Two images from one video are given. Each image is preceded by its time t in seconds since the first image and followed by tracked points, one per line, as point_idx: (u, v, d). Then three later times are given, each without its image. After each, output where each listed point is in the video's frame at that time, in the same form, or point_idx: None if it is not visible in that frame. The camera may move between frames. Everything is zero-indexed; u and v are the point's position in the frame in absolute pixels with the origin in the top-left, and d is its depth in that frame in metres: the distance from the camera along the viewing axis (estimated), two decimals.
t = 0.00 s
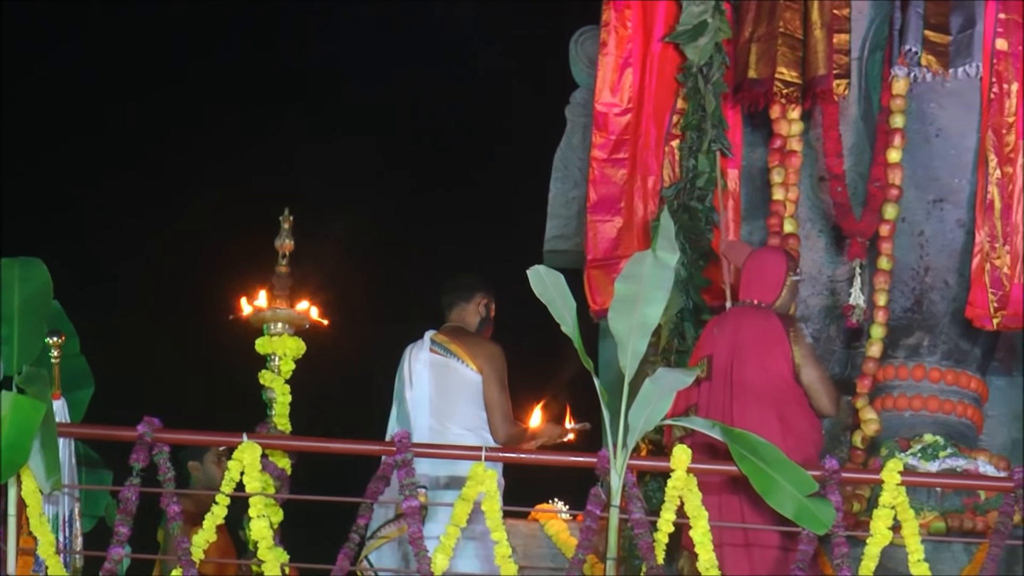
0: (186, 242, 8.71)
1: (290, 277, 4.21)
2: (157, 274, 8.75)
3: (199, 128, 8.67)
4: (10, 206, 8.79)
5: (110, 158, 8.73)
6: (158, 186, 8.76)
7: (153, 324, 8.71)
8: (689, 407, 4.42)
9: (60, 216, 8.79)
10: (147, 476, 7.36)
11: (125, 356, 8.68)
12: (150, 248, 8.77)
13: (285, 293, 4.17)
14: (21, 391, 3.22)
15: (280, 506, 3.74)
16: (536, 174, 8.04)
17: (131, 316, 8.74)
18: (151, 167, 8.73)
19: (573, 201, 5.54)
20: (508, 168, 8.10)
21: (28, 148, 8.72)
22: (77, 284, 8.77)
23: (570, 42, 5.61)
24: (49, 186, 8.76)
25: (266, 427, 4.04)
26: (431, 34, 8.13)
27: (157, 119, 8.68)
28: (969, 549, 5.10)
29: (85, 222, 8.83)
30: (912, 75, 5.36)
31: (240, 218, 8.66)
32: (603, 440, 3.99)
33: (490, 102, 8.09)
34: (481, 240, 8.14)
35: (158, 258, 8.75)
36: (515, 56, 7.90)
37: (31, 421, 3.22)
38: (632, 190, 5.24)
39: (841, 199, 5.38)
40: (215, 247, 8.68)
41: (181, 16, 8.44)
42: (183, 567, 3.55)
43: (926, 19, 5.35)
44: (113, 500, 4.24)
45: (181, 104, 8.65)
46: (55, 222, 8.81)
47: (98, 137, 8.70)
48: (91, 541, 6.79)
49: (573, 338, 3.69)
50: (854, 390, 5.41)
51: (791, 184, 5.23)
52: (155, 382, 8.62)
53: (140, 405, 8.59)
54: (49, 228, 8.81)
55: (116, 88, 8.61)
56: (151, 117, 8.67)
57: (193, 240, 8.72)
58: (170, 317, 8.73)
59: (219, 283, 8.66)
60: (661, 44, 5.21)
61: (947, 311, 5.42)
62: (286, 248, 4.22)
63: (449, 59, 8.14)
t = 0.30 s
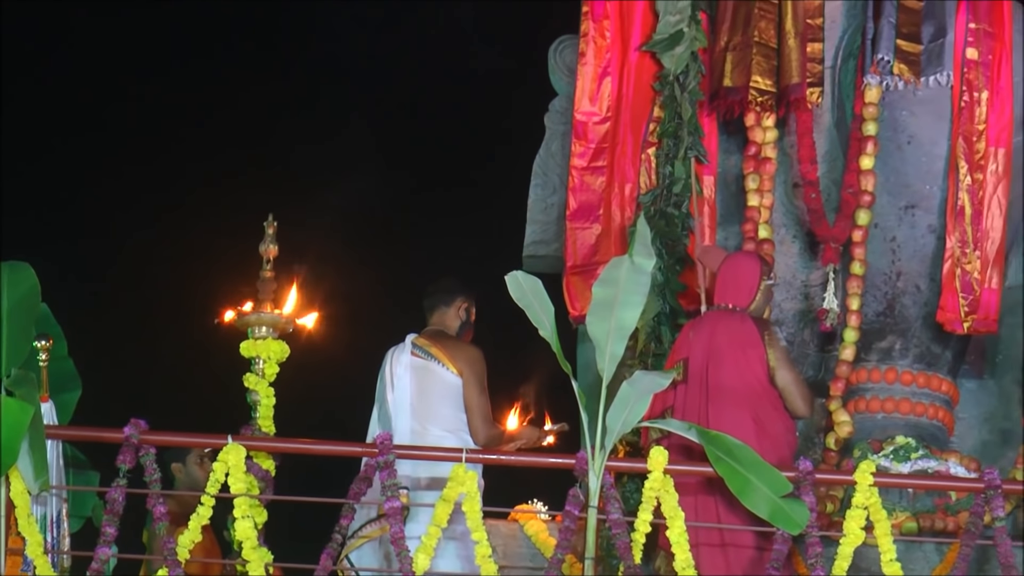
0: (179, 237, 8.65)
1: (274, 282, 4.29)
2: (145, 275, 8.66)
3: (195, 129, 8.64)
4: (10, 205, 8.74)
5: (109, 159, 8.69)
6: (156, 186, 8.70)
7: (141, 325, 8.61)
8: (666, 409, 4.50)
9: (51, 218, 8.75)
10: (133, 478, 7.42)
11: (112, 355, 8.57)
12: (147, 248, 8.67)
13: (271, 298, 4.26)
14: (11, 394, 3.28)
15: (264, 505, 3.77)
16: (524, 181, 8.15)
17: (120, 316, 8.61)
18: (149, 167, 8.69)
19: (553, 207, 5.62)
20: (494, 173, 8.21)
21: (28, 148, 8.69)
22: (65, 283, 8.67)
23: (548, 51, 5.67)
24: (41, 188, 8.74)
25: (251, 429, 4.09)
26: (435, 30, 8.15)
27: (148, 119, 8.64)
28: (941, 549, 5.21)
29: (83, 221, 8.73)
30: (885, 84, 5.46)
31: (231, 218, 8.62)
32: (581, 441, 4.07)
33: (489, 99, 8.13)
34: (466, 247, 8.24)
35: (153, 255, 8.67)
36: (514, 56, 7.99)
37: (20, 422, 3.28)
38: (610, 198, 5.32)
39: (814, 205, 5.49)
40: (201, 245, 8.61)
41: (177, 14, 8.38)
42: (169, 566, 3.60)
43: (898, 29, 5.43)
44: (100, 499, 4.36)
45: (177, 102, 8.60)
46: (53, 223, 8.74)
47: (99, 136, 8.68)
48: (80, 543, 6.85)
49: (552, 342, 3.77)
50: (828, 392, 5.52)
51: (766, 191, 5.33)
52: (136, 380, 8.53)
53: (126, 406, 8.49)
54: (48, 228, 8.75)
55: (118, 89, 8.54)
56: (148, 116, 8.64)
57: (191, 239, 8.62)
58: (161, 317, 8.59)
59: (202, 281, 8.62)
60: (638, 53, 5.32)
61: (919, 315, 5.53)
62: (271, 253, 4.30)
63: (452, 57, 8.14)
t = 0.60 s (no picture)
0: (181, 232, 8.64)
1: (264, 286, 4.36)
2: (143, 272, 8.64)
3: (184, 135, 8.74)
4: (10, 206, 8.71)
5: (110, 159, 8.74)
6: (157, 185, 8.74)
7: (140, 324, 8.57)
8: (649, 411, 4.60)
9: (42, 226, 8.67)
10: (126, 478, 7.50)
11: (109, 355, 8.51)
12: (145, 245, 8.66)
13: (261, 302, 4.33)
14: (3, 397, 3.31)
15: (255, 506, 3.83)
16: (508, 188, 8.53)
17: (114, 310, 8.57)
18: (148, 167, 8.73)
19: (537, 213, 5.71)
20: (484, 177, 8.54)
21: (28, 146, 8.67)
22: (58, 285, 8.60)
23: (533, 60, 5.77)
24: (40, 187, 8.69)
25: (241, 432, 4.17)
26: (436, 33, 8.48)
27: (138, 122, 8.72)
28: (919, 549, 5.29)
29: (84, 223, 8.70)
30: (864, 91, 5.56)
31: (229, 214, 8.66)
32: (565, 443, 4.15)
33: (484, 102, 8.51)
34: (466, 247, 8.51)
35: (157, 251, 8.64)
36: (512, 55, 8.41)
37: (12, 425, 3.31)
38: (595, 205, 5.42)
39: (795, 211, 5.57)
40: (193, 240, 8.63)
41: (176, 14, 8.62)
42: (160, 566, 3.68)
43: (878, 38, 5.54)
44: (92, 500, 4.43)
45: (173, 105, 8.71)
46: (53, 223, 8.68)
47: (97, 135, 8.71)
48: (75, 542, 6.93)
49: (537, 345, 3.86)
50: (808, 395, 5.61)
51: (748, 197, 5.42)
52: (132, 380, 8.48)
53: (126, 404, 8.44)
54: (48, 228, 8.68)
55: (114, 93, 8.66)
56: (141, 118, 8.72)
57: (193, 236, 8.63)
58: (159, 318, 8.57)
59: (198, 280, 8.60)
60: (622, 62, 5.42)
61: (897, 320, 5.59)
62: (260, 258, 4.37)
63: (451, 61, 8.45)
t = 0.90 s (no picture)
0: (179, 233, 8.76)
1: (258, 288, 4.48)
2: (143, 272, 8.75)
3: (179, 136, 8.86)
4: (10, 206, 8.82)
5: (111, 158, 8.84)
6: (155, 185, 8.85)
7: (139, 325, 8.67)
8: (636, 412, 4.70)
9: (42, 224, 8.78)
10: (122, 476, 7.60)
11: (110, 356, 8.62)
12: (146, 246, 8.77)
13: (254, 304, 4.46)
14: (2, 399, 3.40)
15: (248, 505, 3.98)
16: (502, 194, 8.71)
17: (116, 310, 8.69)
18: (147, 165, 8.84)
19: (526, 217, 5.83)
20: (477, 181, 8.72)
21: (28, 147, 8.80)
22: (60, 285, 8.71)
23: (522, 67, 5.86)
24: (41, 187, 8.81)
25: (235, 432, 4.24)
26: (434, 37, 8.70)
27: (137, 122, 8.85)
28: (900, 546, 5.36)
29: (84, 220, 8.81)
30: (846, 98, 5.68)
31: (226, 216, 8.74)
32: (554, 442, 4.26)
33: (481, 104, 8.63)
34: (463, 248, 8.60)
35: (155, 251, 8.75)
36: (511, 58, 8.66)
37: (11, 427, 3.40)
38: (583, 210, 5.53)
39: (778, 215, 5.69)
40: (193, 242, 8.76)
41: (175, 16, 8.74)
42: (155, 564, 3.76)
43: (859, 45, 5.66)
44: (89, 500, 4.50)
45: (172, 105, 8.84)
46: (54, 223, 8.79)
47: (98, 136, 8.84)
48: (70, 541, 7.02)
49: (526, 346, 3.96)
50: (791, 395, 5.73)
51: (732, 201, 5.51)
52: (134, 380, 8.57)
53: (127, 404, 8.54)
54: (48, 228, 8.79)
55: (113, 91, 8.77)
56: (141, 118, 8.85)
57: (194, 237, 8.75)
58: (155, 318, 8.67)
59: (198, 282, 8.70)
60: (609, 70, 5.52)
61: (879, 321, 5.70)
62: (254, 261, 4.45)
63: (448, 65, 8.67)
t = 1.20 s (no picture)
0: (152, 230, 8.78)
1: (233, 288, 4.57)
2: (116, 269, 8.75)
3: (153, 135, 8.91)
4: None
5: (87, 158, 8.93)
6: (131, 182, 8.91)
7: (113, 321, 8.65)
8: (605, 409, 4.79)
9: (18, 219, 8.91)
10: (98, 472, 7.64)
11: (79, 353, 8.58)
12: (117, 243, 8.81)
13: (229, 304, 4.54)
14: None
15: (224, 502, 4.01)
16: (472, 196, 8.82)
17: (84, 307, 8.67)
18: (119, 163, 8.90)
19: (498, 218, 5.91)
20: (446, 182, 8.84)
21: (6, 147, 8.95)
22: (32, 283, 8.75)
23: (493, 72, 5.93)
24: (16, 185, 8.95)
25: (211, 430, 4.26)
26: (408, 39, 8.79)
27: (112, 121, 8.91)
28: (864, 542, 5.45)
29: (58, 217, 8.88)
30: (813, 101, 5.73)
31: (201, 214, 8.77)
32: (525, 440, 4.34)
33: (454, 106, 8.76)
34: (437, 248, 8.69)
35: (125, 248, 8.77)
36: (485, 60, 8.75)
37: None
38: (555, 211, 5.62)
39: (746, 217, 5.81)
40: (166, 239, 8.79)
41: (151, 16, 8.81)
42: (132, 560, 3.82)
43: (825, 50, 5.72)
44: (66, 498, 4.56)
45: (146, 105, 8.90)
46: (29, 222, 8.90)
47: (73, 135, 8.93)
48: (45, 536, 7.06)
49: (497, 346, 4.04)
50: (757, 394, 5.83)
51: (700, 203, 5.60)
52: (100, 379, 8.53)
53: (94, 405, 8.50)
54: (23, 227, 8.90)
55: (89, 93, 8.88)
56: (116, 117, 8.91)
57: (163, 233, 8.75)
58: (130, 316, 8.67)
59: (165, 279, 8.71)
60: (580, 73, 5.60)
61: (845, 320, 5.82)
62: (230, 262, 4.52)
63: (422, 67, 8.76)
